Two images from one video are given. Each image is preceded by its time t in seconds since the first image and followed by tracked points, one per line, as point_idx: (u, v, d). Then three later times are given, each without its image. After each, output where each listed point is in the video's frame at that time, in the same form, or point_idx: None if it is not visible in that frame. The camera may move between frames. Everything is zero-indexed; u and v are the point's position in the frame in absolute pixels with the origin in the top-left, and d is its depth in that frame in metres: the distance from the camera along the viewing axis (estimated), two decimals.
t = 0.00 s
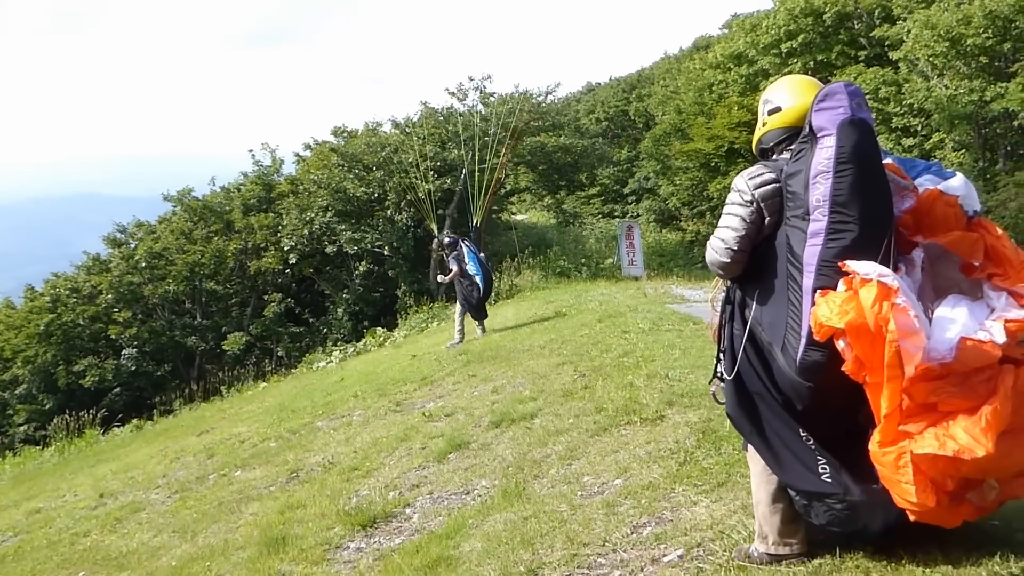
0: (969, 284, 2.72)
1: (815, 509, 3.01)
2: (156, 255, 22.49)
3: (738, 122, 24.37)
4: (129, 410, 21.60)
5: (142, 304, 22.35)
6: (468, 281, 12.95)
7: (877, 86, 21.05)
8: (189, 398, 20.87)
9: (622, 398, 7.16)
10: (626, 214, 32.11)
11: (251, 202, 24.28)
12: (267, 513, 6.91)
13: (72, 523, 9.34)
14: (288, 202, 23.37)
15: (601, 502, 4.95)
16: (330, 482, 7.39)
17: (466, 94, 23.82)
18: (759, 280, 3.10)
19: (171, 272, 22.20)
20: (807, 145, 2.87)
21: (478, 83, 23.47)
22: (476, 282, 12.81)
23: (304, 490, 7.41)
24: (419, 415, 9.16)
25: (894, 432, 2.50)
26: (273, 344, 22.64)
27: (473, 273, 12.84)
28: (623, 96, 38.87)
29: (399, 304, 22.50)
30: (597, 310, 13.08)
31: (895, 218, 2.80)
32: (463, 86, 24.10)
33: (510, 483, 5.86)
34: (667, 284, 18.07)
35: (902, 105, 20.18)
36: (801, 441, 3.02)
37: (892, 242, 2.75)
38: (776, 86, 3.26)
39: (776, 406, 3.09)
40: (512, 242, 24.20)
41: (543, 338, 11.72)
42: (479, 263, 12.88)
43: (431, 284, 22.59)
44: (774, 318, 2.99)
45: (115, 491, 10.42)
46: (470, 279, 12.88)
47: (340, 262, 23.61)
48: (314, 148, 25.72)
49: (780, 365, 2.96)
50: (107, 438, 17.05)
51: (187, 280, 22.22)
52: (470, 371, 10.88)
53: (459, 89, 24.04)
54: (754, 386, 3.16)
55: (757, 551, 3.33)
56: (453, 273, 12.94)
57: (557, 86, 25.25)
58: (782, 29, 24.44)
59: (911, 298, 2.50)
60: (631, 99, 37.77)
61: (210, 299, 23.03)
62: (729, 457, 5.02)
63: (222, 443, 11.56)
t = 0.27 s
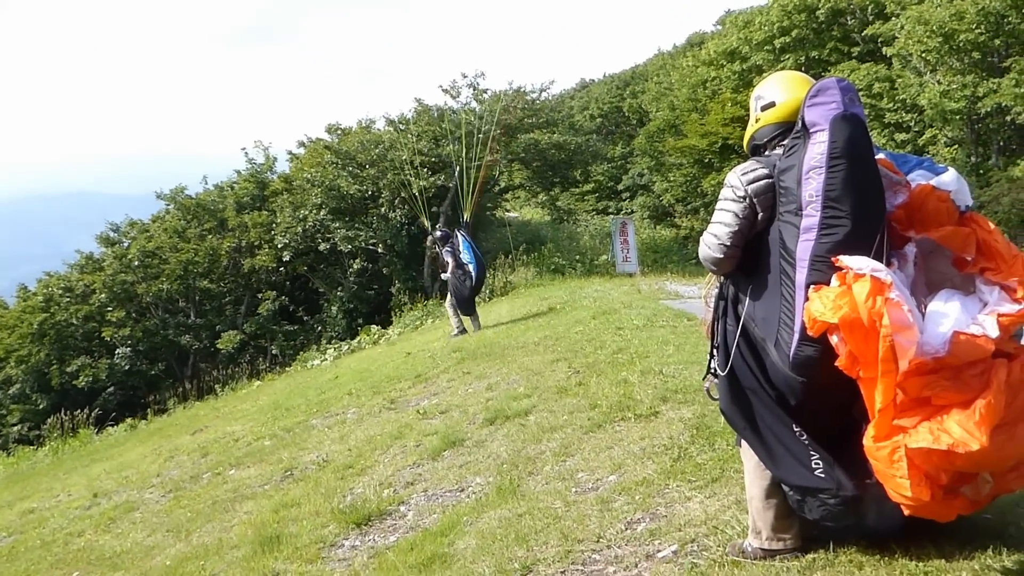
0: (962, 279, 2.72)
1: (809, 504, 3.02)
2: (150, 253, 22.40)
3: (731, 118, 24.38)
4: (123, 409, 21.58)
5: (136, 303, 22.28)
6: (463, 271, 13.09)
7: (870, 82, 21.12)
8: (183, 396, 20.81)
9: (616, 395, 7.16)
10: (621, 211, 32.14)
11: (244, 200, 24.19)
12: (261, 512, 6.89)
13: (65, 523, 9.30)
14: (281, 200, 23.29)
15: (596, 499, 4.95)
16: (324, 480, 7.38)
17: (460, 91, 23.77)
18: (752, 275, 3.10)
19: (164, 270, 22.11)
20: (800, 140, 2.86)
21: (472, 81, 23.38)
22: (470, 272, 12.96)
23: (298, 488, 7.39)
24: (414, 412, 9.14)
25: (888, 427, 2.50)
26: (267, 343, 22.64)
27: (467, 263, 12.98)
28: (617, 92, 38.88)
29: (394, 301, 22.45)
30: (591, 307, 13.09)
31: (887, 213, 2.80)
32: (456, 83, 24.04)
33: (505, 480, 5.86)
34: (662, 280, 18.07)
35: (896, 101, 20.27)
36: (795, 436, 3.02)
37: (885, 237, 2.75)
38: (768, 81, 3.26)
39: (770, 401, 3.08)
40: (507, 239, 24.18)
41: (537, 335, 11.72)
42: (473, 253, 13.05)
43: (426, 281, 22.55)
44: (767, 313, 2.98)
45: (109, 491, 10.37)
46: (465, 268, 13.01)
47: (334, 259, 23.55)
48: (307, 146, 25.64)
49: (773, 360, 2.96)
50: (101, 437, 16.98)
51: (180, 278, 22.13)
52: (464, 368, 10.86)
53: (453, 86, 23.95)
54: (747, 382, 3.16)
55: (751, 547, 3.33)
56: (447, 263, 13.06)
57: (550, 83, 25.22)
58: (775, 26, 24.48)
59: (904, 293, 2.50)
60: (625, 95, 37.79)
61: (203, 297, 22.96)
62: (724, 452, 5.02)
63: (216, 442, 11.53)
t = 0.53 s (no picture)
0: (955, 276, 2.73)
1: (802, 500, 3.02)
2: (141, 250, 22.39)
3: (723, 115, 24.42)
4: (115, 407, 21.47)
5: (127, 300, 22.19)
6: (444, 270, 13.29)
7: (861, 79, 21.22)
8: (175, 394, 20.74)
9: (608, 391, 7.16)
10: (613, 207, 32.18)
11: (236, 197, 24.09)
12: (254, 510, 6.86)
13: (56, 522, 9.25)
14: (273, 197, 23.19)
15: (589, 495, 4.95)
16: (317, 477, 7.36)
17: (452, 88, 23.72)
18: (746, 272, 3.10)
19: (156, 268, 22.05)
20: (794, 136, 2.86)
21: (465, 77, 23.39)
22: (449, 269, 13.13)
23: (291, 486, 7.36)
24: (406, 409, 9.13)
25: (882, 423, 2.51)
26: (259, 340, 22.54)
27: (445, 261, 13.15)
28: (609, 89, 38.90)
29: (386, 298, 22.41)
30: (584, 303, 13.08)
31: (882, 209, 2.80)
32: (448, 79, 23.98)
33: (497, 476, 5.85)
34: (654, 277, 18.08)
35: (887, 97, 20.46)
36: (788, 432, 3.02)
37: (879, 234, 2.76)
38: (761, 78, 3.25)
39: (763, 397, 3.09)
40: (499, 235, 24.18)
41: (530, 331, 11.71)
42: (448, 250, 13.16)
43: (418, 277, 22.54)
44: (761, 309, 2.98)
45: (100, 489, 10.32)
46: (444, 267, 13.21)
47: (326, 256, 23.48)
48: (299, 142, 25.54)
49: (767, 356, 2.96)
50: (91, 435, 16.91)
51: (172, 276, 22.08)
52: (457, 365, 10.84)
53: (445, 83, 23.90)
54: (741, 377, 3.16)
55: (744, 542, 3.34)
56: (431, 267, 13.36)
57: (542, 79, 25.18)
58: (766, 22, 24.54)
59: (899, 290, 2.51)
60: (617, 91, 37.80)
61: (195, 294, 22.86)
62: (716, 448, 5.03)
63: (208, 439, 11.49)
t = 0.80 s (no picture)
0: (949, 273, 2.74)
1: (798, 498, 3.02)
2: (135, 247, 22.28)
3: (717, 111, 24.44)
4: (109, 404, 21.38)
5: (121, 298, 22.10)
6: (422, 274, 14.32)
7: (853, 74, 21.34)
8: (169, 391, 20.68)
9: (604, 388, 7.16)
10: (608, 203, 32.20)
11: (230, 193, 24.00)
12: (249, 507, 6.84)
13: (50, 519, 9.21)
14: (267, 194, 23.12)
15: (584, 493, 4.95)
16: (312, 475, 7.34)
17: (446, 84, 23.67)
18: (742, 269, 3.09)
19: (149, 265, 22.01)
20: (790, 134, 2.85)
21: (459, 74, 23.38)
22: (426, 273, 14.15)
23: (286, 483, 7.34)
24: (401, 407, 9.11)
25: (878, 421, 2.51)
26: (254, 337, 22.46)
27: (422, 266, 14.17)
28: (603, 85, 38.92)
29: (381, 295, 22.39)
30: (578, 300, 13.07)
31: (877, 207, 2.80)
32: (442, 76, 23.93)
33: (493, 474, 5.84)
34: (649, 273, 18.08)
35: (880, 93, 20.65)
36: (785, 429, 3.02)
37: (875, 232, 2.75)
38: (757, 75, 3.25)
39: (759, 394, 3.08)
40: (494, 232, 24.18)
41: (525, 328, 11.71)
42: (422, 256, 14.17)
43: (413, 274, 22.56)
44: (758, 307, 2.97)
45: (94, 487, 10.28)
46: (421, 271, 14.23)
47: (321, 253, 23.42)
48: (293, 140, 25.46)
49: (764, 353, 2.96)
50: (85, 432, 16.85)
51: (166, 273, 22.09)
52: (452, 362, 10.82)
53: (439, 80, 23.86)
54: (737, 375, 3.15)
55: (740, 539, 3.34)
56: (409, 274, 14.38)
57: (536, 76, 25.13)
58: (760, 18, 24.58)
59: (895, 288, 2.50)
60: (611, 88, 37.82)
61: (189, 291, 22.78)
62: (711, 445, 5.04)
63: (202, 436, 11.45)
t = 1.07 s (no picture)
0: (954, 292, 2.73)
1: (802, 517, 3.00)
2: (139, 260, 22.39)
3: (719, 126, 24.53)
4: (110, 415, 21.35)
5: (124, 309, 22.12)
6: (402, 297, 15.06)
7: (855, 89, 21.41)
8: (170, 403, 20.65)
9: (606, 405, 7.13)
10: (610, 218, 32.25)
11: (234, 206, 24.10)
12: (249, 521, 6.81)
13: (50, 531, 9.19)
14: (271, 207, 23.18)
15: (587, 510, 4.92)
16: (313, 489, 7.31)
17: (450, 99, 23.80)
18: (747, 287, 3.09)
19: (153, 277, 22.08)
20: (795, 152, 2.85)
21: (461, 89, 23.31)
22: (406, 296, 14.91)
23: (287, 497, 7.32)
24: (403, 421, 9.09)
25: (883, 440, 2.49)
26: (255, 349, 22.40)
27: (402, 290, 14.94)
28: (606, 100, 39.11)
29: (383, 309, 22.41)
30: (581, 316, 13.06)
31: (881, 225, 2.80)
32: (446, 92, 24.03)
33: (495, 491, 5.81)
34: (651, 288, 18.07)
35: (882, 108, 20.73)
36: (789, 447, 3.00)
37: (879, 250, 2.75)
38: (762, 93, 3.25)
39: (764, 412, 3.07)
40: (496, 246, 24.22)
41: (527, 343, 11.70)
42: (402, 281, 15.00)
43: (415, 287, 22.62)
44: (762, 324, 2.97)
45: (94, 498, 10.25)
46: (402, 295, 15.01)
47: (323, 266, 23.46)
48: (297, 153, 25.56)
49: (768, 371, 2.95)
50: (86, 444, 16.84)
51: (169, 285, 22.14)
52: (454, 377, 10.79)
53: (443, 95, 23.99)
54: (742, 393, 3.14)
55: (743, 558, 3.32)
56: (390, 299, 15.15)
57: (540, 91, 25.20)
58: (761, 34, 24.75)
59: (900, 306, 2.50)
60: (613, 103, 38.00)
61: (192, 304, 22.79)
62: (714, 463, 5.01)
63: (203, 449, 11.43)
